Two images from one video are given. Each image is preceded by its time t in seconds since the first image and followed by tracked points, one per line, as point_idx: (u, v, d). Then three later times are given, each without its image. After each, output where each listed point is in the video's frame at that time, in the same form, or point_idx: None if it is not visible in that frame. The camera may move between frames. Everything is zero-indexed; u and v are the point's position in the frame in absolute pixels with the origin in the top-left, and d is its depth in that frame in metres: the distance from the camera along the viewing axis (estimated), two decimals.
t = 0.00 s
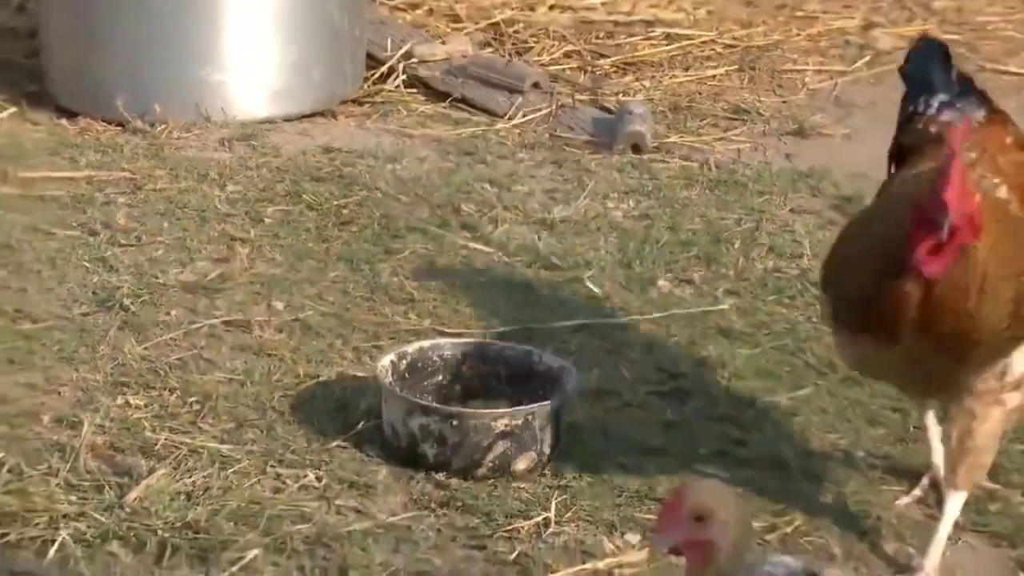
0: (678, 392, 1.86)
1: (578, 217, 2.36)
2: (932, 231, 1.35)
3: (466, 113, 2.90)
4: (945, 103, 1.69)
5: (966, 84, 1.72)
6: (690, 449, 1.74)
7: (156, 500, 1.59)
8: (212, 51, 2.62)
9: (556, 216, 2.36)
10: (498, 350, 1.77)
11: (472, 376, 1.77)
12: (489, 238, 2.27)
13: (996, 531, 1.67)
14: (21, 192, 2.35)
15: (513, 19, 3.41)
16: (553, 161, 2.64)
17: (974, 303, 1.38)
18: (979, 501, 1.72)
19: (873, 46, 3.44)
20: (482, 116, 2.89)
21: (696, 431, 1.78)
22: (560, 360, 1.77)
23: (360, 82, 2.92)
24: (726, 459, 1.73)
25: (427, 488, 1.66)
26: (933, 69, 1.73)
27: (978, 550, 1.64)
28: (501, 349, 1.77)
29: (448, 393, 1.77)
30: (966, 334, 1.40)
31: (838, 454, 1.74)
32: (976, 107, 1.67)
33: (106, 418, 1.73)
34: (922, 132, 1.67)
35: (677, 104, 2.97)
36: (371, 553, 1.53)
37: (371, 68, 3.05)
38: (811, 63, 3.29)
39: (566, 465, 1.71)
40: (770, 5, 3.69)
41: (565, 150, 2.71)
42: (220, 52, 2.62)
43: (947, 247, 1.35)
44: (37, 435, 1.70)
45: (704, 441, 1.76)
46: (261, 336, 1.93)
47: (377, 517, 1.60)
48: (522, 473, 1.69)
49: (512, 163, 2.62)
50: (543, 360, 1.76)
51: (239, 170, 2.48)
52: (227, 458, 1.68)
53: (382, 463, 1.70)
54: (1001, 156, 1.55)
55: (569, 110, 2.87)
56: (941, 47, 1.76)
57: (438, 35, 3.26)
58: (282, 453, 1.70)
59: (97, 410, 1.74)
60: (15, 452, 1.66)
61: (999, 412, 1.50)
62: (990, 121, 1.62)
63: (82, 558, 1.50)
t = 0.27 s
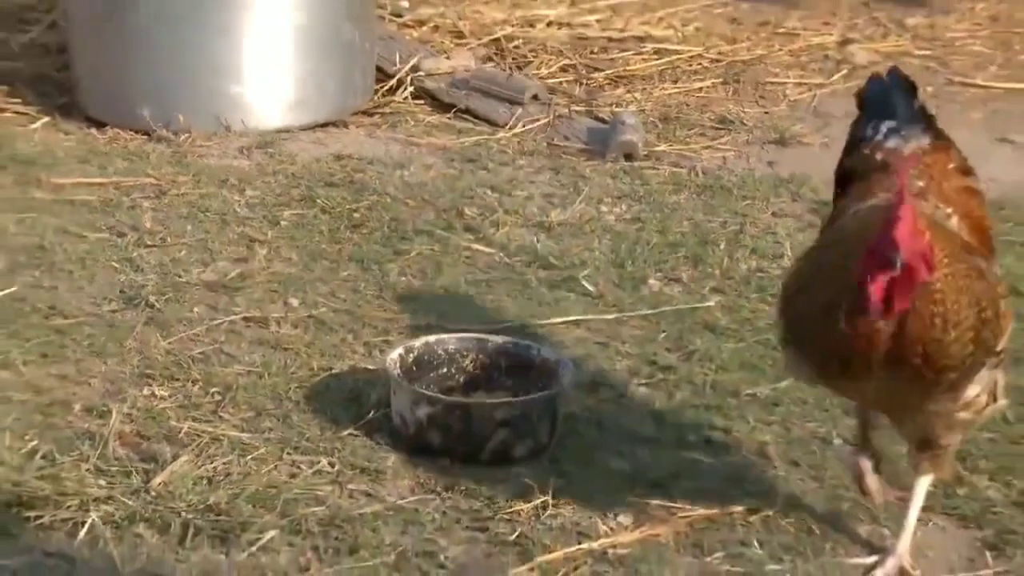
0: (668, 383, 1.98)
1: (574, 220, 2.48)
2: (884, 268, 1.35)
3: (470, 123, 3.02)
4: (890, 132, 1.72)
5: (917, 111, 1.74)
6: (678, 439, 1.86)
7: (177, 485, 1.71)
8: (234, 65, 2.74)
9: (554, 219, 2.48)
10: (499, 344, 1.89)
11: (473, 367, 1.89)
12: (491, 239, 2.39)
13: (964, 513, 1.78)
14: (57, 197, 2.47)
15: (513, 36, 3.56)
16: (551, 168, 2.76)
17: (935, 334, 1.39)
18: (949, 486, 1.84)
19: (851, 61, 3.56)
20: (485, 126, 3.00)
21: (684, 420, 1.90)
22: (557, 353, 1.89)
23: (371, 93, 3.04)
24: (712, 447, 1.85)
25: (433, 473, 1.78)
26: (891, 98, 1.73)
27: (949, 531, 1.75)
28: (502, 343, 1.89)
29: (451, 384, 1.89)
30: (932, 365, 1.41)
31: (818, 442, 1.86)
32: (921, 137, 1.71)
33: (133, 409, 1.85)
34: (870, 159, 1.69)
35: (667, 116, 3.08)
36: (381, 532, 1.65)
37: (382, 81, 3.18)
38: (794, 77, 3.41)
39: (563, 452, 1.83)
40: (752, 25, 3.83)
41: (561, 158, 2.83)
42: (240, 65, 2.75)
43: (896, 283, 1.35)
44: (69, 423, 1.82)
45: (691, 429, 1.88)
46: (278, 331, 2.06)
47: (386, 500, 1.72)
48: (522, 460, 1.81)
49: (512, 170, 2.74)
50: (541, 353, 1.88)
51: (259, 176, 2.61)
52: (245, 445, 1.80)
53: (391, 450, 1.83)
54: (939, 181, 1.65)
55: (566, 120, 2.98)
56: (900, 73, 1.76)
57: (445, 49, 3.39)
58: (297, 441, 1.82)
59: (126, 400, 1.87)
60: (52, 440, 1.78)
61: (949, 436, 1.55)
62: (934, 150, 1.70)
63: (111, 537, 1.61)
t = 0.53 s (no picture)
0: (653, 371, 2.18)
1: (570, 223, 2.69)
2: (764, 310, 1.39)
3: (475, 135, 3.22)
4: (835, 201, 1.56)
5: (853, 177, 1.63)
6: (662, 421, 2.06)
7: (213, 462, 1.91)
8: (263, 80, 2.96)
9: (551, 222, 2.69)
10: (503, 335, 2.10)
11: (478, 356, 2.10)
12: (493, 240, 2.60)
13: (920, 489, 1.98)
14: (104, 203, 2.68)
15: (512, 58, 3.78)
16: (548, 176, 2.96)
17: (850, 372, 1.41)
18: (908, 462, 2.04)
19: (819, 80, 3.76)
20: (488, 138, 3.21)
21: (669, 403, 2.10)
22: (555, 343, 2.09)
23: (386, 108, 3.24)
24: (694, 428, 2.05)
25: (442, 452, 1.99)
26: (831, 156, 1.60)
27: (907, 505, 1.96)
28: (505, 334, 2.10)
29: (458, 371, 2.09)
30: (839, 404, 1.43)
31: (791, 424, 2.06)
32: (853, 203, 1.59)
33: (173, 394, 2.06)
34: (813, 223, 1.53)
35: (651, 130, 3.29)
36: (395, 504, 1.85)
37: (398, 98, 3.38)
38: (766, 96, 3.60)
39: (560, 434, 2.03)
40: (730, 47, 4.05)
41: (558, 167, 3.03)
42: (269, 81, 2.96)
43: (800, 321, 1.37)
44: (115, 406, 2.02)
45: (675, 412, 2.08)
46: (303, 324, 2.26)
47: (399, 476, 1.92)
48: (522, 439, 2.01)
49: (514, 178, 2.95)
50: (540, 343, 2.08)
51: (287, 184, 2.82)
52: (273, 426, 2.01)
53: (404, 431, 2.03)
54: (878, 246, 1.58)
55: (561, 134, 3.21)
56: (837, 133, 1.63)
57: (452, 70, 3.60)
58: (320, 423, 2.02)
59: (166, 385, 2.08)
60: (104, 420, 1.99)
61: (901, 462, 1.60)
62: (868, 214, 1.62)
63: (152, 509, 1.81)
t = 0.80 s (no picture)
0: (640, 352, 2.43)
1: (566, 222, 2.94)
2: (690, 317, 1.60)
3: (481, 143, 3.49)
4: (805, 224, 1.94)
5: (831, 208, 1.98)
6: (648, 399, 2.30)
7: (247, 434, 2.16)
8: (290, 93, 3.21)
9: (549, 221, 2.94)
10: (505, 322, 2.35)
11: (483, 340, 2.35)
12: (496, 237, 2.85)
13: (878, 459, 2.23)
14: (151, 204, 2.94)
15: (513, 74, 4.04)
16: (546, 180, 3.22)
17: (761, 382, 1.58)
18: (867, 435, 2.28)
19: (787, 95, 4.01)
20: (493, 147, 3.47)
21: (654, 382, 2.35)
22: (552, 328, 2.35)
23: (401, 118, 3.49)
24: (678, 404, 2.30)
25: (453, 425, 2.24)
26: (808, 198, 2.00)
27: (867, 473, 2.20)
28: (507, 321, 2.35)
29: (465, 354, 2.34)
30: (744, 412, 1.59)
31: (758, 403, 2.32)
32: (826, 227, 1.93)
33: (212, 374, 2.31)
34: (783, 246, 1.92)
35: (636, 139, 3.54)
36: (411, 472, 2.09)
37: (415, 111, 3.63)
38: (738, 112, 3.84)
39: (558, 409, 2.28)
40: (707, 66, 4.32)
41: (556, 171, 3.29)
42: (298, 95, 3.22)
43: (714, 330, 1.58)
44: (162, 383, 2.27)
45: (660, 389, 2.33)
46: (329, 311, 2.51)
47: (414, 447, 2.17)
48: (524, 414, 2.26)
49: (516, 181, 3.20)
50: (539, 329, 2.33)
51: (314, 187, 3.07)
52: (303, 402, 2.26)
53: (418, 407, 2.28)
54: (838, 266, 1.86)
55: (558, 142, 3.46)
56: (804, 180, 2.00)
57: (462, 87, 3.86)
58: (344, 398, 2.27)
59: (206, 365, 2.33)
60: (154, 396, 2.24)
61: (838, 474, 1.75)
62: (840, 237, 1.93)
63: (193, 476, 2.05)
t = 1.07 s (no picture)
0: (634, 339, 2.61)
1: (565, 219, 3.13)
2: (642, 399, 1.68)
3: (485, 146, 3.68)
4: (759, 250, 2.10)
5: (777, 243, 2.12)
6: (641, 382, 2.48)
7: (269, 416, 2.34)
8: (311, 101, 3.41)
9: (549, 218, 3.13)
10: (508, 311, 2.53)
11: (487, 328, 2.53)
12: (500, 232, 3.03)
13: (852, 439, 2.40)
14: (181, 202, 3.13)
15: (515, 82, 4.23)
16: (546, 180, 3.40)
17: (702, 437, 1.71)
18: (842, 416, 2.46)
19: (769, 101, 4.20)
20: (496, 149, 3.66)
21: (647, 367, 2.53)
22: (552, 318, 2.53)
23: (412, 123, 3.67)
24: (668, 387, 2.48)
25: (459, 407, 2.42)
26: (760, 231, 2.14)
27: (843, 453, 2.38)
28: (510, 310, 2.53)
29: (470, 341, 2.52)
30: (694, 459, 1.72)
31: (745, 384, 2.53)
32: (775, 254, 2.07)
33: (236, 360, 2.49)
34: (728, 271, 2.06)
35: (628, 143, 3.73)
36: (420, 451, 2.27)
37: (423, 115, 3.82)
38: (722, 119, 4.02)
39: (557, 392, 2.47)
40: (695, 74, 4.51)
41: (554, 172, 3.47)
42: (315, 102, 3.41)
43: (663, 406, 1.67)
44: (190, 368, 2.46)
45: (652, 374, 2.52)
46: (345, 301, 2.70)
47: (422, 427, 2.35)
48: (525, 397, 2.45)
49: (517, 182, 3.38)
50: (539, 318, 2.52)
51: (332, 186, 3.27)
52: (320, 386, 2.44)
53: (427, 390, 2.47)
54: (773, 295, 1.98)
55: (555, 145, 3.64)
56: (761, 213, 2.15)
57: (466, 92, 4.05)
58: (358, 382, 2.46)
59: (231, 352, 2.51)
60: (185, 379, 2.43)
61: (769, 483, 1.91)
62: (785, 268, 2.07)
63: (218, 456, 2.24)
